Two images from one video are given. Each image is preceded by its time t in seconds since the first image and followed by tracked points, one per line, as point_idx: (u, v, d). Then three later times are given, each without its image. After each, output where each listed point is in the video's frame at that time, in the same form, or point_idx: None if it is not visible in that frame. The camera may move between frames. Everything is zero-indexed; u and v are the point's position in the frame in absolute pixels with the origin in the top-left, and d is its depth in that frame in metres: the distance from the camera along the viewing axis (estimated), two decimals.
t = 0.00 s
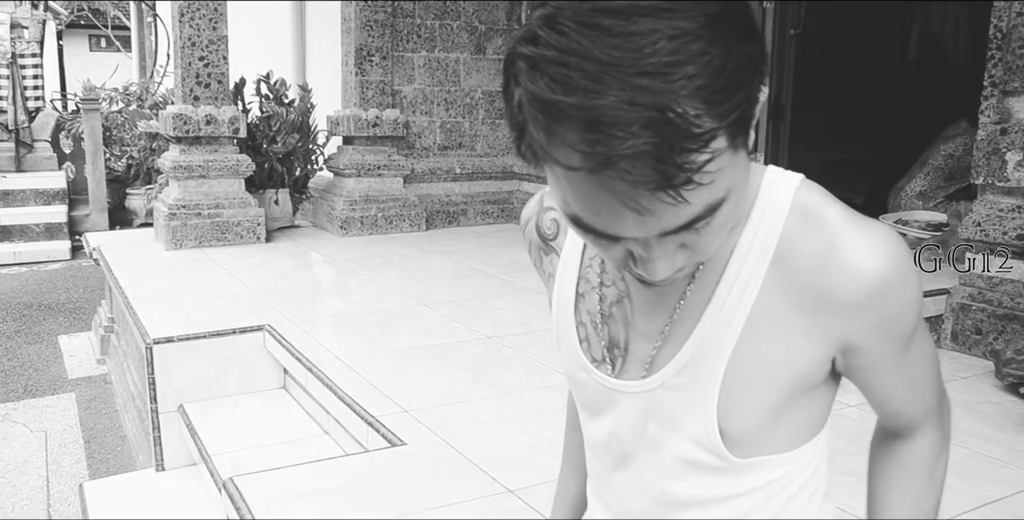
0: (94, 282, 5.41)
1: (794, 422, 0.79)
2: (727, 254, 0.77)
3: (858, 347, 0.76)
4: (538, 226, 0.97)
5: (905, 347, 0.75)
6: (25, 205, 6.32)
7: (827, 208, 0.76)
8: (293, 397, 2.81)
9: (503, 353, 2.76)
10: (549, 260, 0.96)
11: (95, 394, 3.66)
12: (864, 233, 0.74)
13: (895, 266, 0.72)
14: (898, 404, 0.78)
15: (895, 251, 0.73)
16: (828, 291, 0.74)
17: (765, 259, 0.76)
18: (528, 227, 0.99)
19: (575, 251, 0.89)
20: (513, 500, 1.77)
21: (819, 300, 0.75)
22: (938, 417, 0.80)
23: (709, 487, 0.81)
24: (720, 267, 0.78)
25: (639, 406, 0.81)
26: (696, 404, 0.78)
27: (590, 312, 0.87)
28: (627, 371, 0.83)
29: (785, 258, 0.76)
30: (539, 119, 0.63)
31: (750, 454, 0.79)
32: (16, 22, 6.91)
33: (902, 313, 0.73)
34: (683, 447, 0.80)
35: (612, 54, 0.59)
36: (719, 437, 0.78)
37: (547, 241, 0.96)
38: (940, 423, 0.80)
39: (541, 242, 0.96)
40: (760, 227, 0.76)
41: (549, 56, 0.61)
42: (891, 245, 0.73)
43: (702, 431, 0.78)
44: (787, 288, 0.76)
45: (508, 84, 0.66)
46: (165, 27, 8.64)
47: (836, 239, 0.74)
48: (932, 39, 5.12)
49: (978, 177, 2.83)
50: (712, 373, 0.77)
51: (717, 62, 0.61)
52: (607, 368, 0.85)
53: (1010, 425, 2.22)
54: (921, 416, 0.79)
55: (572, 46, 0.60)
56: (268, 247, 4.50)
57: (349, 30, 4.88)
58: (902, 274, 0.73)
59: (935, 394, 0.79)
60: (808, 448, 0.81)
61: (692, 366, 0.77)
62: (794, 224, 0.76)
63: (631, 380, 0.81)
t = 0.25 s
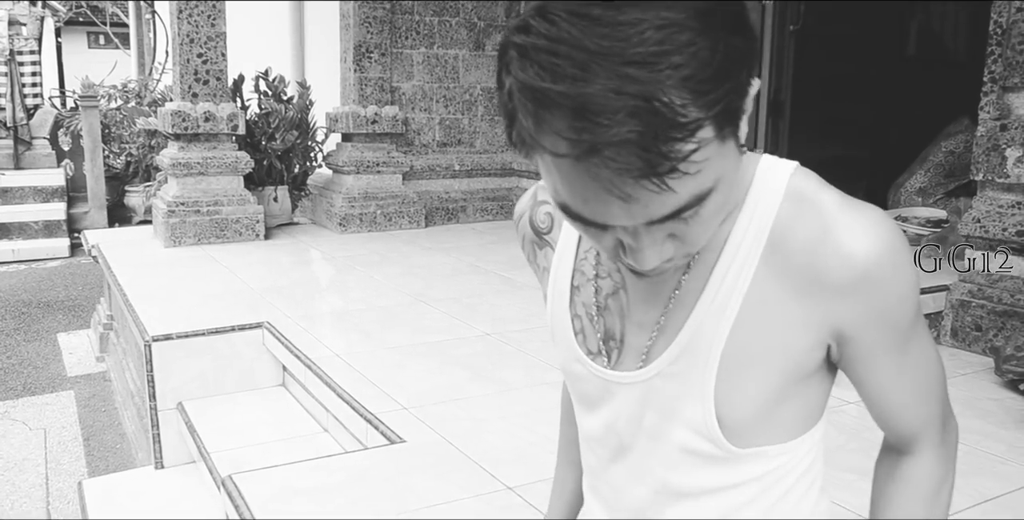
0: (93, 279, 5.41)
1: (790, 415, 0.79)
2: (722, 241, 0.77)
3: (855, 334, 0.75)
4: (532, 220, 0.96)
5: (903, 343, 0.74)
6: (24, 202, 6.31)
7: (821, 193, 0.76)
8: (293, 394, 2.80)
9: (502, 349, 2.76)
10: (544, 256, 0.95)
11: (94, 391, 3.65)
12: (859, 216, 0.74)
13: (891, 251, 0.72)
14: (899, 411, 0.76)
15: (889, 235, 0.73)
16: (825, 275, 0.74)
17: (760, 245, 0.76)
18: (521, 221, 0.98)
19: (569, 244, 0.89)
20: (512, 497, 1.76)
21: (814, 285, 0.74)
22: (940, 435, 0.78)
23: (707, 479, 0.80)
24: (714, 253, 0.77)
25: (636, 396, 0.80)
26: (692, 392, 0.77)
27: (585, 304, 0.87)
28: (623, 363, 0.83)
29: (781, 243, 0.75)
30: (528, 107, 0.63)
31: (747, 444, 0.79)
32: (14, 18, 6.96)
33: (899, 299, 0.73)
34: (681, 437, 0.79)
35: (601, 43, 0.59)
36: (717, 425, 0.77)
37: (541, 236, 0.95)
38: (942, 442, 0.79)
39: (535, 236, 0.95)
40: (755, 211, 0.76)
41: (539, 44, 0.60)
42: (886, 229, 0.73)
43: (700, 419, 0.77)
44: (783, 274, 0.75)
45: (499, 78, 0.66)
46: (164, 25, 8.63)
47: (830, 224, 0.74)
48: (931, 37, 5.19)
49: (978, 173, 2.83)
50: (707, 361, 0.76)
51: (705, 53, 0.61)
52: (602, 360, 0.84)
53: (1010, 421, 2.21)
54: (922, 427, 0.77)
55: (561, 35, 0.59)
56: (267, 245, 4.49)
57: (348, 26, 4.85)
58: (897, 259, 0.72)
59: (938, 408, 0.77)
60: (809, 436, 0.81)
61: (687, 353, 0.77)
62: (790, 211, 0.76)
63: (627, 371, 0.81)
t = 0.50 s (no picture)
0: (95, 278, 5.41)
1: (778, 401, 0.81)
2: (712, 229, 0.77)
3: (846, 321, 0.77)
4: (525, 213, 0.96)
5: (896, 330, 0.76)
6: (25, 201, 6.31)
7: (812, 179, 0.77)
8: (294, 393, 2.80)
9: (503, 348, 2.76)
10: (533, 246, 0.95)
11: (95, 390, 3.65)
12: (847, 203, 0.75)
13: (880, 238, 0.74)
14: (894, 395, 0.79)
15: (878, 223, 0.74)
16: (817, 262, 0.75)
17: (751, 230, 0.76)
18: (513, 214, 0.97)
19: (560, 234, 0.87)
20: (514, 497, 1.76)
21: (806, 276, 0.76)
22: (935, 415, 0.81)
23: (696, 467, 0.82)
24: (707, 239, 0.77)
25: (625, 382, 0.80)
26: (681, 378, 0.78)
27: (576, 295, 0.85)
28: (613, 352, 0.83)
29: (771, 230, 0.76)
30: (585, 66, 0.60)
31: (735, 431, 0.80)
32: (15, 17, 6.90)
33: (888, 286, 0.74)
34: (672, 424, 0.80)
35: None
36: (707, 411, 0.78)
37: (531, 225, 0.95)
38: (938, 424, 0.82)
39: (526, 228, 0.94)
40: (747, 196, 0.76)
41: None
42: (874, 219, 0.74)
43: (691, 408, 0.78)
44: (775, 260, 0.76)
45: (533, 46, 0.62)
46: (165, 23, 8.63)
47: (821, 209, 0.76)
48: (933, 34, 5.30)
49: (979, 170, 2.83)
50: (698, 347, 0.77)
51: None
52: (591, 348, 0.84)
53: (1012, 420, 2.21)
54: (916, 409, 0.80)
55: None
56: (268, 243, 4.49)
57: (349, 25, 4.85)
58: (886, 246, 0.74)
59: (931, 391, 0.80)
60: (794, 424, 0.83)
61: (677, 339, 0.77)
62: (782, 200, 0.76)
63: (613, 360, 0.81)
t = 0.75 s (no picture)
0: (97, 280, 5.42)
1: (770, 387, 0.89)
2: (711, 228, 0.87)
3: (842, 313, 0.82)
4: (533, 187, 1.03)
5: (894, 324, 0.81)
6: (28, 203, 6.32)
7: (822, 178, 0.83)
8: (296, 395, 2.80)
9: (505, 351, 2.76)
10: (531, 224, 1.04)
11: (98, 391, 3.66)
12: (850, 203, 0.81)
13: (878, 237, 0.78)
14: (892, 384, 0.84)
15: (881, 226, 0.79)
16: (816, 255, 0.81)
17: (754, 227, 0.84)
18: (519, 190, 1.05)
19: (568, 218, 0.98)
20: (515, 499, 1.76)
21: (803, 271, 0.82)
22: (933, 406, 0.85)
23: (682, 447, 0.92)
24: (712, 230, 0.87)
25: (617, 363, 0.90)
26: (673, 362, 0.86)
27: (579, 274, 0.97)
28: (608, 331, 0.93)
29: (774, 228, 0.84)
30: (669, 47, 0.70)
31: (720, 419, 0.89)
32: (19, 19, 6.86)
33: (883, 285, 0.79)
34: (662, 407, 0.88)
35: None
36: (695, 398, 0.86)
37: (539, 201, 1.02)
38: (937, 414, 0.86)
39: (533, 201, 1.03)
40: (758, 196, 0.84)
41: None
42: (877, 221, 0.79)
43: (681, 392, 0.87)
44: (774, 254, 0.84)
45: (617, 28, 0.72)
46: (167, 25, 8.63)
47: (824, 206, 0.81)
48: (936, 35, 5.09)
49: (982, 173, 2.82)
50: (689, 339, 0.86)
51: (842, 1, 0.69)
52: (589, 324, 0.95)
53: (1014, 423, 2.21)
54: (915, 397, 0.84)
55: None
56: (271, 245, 4.49)
57: (351, 27, 4.85)
58: (883, 246, 0.79)
59: (929, 383, 0.84)
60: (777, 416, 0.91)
61: (672, 325, 0.86)
62: (792, 203, 0.83)
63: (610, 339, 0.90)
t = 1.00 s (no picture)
0: (99, 282, 5.42)
1: (772, 380, 0.97)
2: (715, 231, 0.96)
3: (845, 305, 0.91)
4: (544, 184, 1.10)
5: (900, 311, 0.90)
6: (30, 206, 6.33)
7: (820, 186, 0.94)
8: (297, 398, 2.80)
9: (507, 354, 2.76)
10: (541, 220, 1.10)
11: (99, 394, 3.66)
12: (845, 206, 0.91)
13: (876, 238, 0.89)
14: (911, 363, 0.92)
15: (873, 222, 0.89)
16: (818, 254, 0.90)
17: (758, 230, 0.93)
18: (530, 185, 1.12)
19: (579, 217, 1.05)
20: (516, 503, 1.76)
21: (807, 266, 0.92)
22: (957, 379, 0.93)
23: (682, 438, 0.98)
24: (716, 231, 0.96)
25: (623, 356, 0.97)
26: (678, 354, 0.94)
27: (588, 271, 1.04)
28: (615, 327, 1.01)
29: (778, 229, 0.93)
30: (679, 50, 0.80)
31: (719, 411, 0.97)
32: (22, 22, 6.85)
33: (887, 277, 0.88)
34: (666, 398, 0.96)
35: None
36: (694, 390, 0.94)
37: (548, 198, 1.09)
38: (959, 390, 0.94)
39: (545, 198, 1.09)
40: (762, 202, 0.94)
41: None
42: (869, 219, 0.90)
43: (684, 383, 0.94)
44: (777, 253, 0.93)
45: (630, 35, 0.82)
46: (171, 28, 8.64)
47: (822, 209, 0.92)
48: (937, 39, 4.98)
49: (984, 178, 2.82)
50: (694, 334, 0.94)
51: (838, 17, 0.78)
52: (595, 319, 1.02)
53: (1017, 428, 2.20)
54: (935, 368, 0.92)
55: None
56: (273, 248, 4.49)
57: (353, 31, 4.86)
58: (879, 243, 0.89)
59: (947, 359, 0.92)
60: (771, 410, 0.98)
61: (677, 320, 0.95)
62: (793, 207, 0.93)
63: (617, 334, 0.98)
